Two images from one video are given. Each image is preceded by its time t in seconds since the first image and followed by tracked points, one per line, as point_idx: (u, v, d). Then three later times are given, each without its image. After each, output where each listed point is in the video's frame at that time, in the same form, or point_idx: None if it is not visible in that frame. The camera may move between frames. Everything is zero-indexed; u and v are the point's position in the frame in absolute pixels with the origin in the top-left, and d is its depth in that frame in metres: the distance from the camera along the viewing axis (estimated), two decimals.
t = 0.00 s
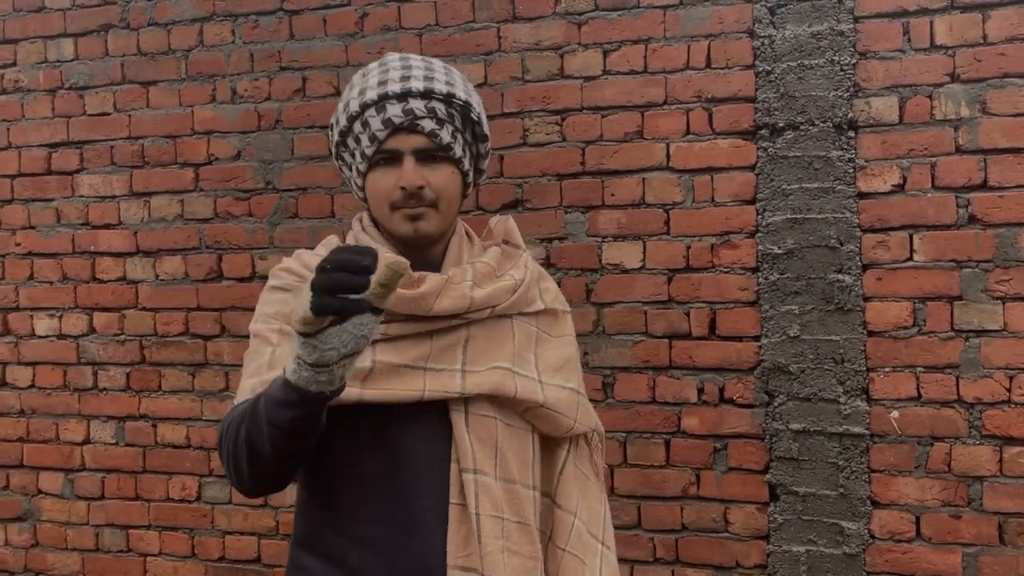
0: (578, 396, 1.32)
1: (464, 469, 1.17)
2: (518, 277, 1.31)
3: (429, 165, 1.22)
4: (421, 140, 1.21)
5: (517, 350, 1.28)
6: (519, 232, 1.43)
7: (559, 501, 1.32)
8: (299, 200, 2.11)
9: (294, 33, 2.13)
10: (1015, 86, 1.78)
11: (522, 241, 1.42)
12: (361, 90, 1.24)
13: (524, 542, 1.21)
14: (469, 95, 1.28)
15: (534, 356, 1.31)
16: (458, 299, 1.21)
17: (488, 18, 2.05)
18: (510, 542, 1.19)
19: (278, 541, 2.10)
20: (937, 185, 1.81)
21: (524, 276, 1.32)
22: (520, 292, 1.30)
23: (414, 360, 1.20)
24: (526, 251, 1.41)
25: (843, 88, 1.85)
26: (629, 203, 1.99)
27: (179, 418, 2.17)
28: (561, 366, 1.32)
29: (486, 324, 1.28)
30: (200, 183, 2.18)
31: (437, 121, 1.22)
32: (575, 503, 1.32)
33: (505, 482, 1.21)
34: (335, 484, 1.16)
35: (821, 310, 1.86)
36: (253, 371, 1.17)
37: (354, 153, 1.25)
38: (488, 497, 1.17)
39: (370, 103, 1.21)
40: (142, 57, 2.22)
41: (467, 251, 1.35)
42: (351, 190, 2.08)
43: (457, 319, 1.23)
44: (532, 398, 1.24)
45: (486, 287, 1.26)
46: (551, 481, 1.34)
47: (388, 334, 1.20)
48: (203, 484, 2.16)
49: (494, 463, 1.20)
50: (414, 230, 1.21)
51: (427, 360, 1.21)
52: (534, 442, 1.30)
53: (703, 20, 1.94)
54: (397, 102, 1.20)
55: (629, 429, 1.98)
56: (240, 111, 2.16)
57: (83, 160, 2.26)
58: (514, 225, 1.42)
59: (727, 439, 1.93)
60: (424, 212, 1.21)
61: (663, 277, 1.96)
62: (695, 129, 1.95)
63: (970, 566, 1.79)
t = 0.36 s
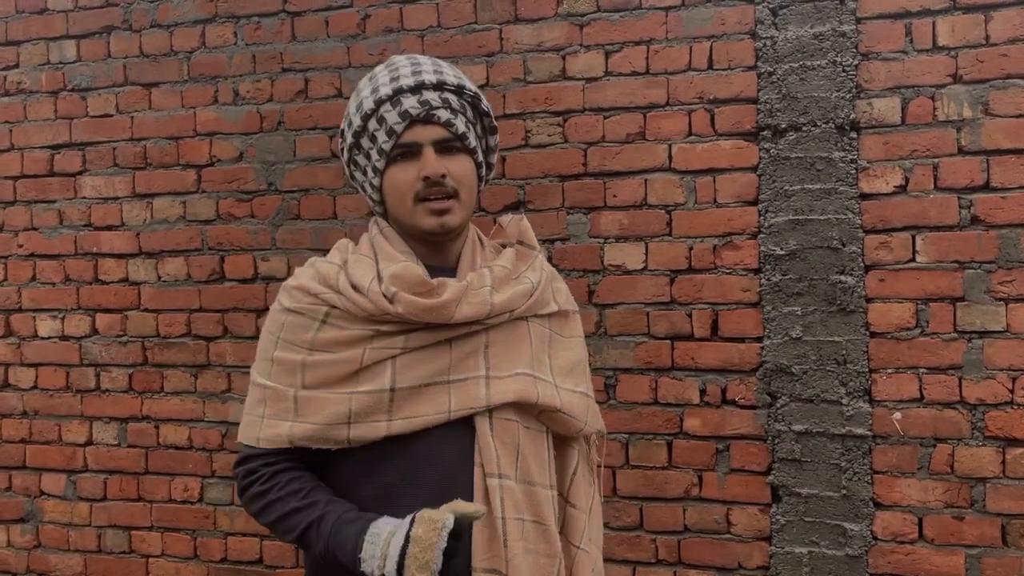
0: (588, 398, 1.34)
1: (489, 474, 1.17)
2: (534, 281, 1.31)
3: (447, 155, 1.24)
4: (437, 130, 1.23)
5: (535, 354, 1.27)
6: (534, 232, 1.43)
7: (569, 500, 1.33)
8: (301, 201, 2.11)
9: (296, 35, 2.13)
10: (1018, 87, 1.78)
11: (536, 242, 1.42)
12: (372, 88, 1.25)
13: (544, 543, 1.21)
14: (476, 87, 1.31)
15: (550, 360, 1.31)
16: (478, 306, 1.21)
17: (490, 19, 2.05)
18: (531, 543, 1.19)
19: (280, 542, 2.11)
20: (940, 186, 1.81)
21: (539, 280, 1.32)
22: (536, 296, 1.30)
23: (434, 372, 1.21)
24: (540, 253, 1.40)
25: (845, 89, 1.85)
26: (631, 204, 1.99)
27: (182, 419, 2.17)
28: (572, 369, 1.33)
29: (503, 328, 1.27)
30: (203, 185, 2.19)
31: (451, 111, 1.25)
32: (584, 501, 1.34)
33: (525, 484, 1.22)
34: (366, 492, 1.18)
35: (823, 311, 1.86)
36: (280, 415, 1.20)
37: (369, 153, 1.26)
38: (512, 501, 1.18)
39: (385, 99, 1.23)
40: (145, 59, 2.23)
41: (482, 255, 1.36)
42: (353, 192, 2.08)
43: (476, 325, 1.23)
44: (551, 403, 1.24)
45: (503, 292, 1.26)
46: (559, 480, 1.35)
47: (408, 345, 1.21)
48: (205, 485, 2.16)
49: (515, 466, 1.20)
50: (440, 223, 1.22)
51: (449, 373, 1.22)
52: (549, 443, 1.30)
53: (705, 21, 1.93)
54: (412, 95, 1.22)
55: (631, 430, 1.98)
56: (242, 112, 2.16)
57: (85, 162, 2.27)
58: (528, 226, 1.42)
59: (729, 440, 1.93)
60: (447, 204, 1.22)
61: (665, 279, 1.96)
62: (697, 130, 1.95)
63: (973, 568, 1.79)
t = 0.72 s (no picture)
0: (614, 389, 1.31)
1: (502, 465, 1.17)
2: (549, 275, 1.30)
3: (463, 157, 1.24)
4: (453, 132, 1.23)
5: (552, 347, 1.26)
6: (552, 228, 1.39)
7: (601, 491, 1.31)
8: (302, 202, 2.11)
9: (297, 35, 2.13)
10: (1020, 87, 1.77)
11: (554, 238, 1.38)
12: (390, 93, 1.26)
13: (561, 535, 1.20)
14: (492, 89, 1.31)
15: (569, 352, 1.29)
16: (491, 300, 1.21)
17: (491, 20, 2.05)
18: (547, 534, 1.19)
19: (280, 543, 2.11)
20: (941, 186, 1.81)
21: (556, 274, 1.31)
22: (552, 290, 1.28)
23: (450, 365, 1.21)
24: (558, 247, 1.38)
25: (846, 89, 1.85)
26: (632, 204, 1.98)
27: (183, 420, 2.17)
28: (594, 361, 1.31)
29: (519, 322, 1.26)
30: (204, 185, 2.18)
31: (466, 113, 1.25)
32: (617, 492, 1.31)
33: (542, 475, 1.21)
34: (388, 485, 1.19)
35: (824, 311, 1.86)
36: (302, 410, 1.22)
37: (388, 156, 1.27)
38: (527, 492, 1.17)
39: (402, 103, 1.24)
40: (146, 60, 2.23)
41: (500, 251, 1.35)
42: (354, 193, 2.08)
43: (489, 319, 1.23)
44: (568, 395, 1.22)
45: (517, 286, 1.25)
46: (589, 472, 1.33)
47: (423, 339, 1.21)
48: (205, 487, 2.16)
49: (531, 458, 1.20)
50: (455, 222, 1.22)
51: (464, 366, 1.22)
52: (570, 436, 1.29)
53: (706, 22, 1.93)
54: (427, 98, 1.23)
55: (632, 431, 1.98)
56: (243, 113, 2.16)
57: (86, 162, 2.27)
58: (546, 222, 1.38)
59: (731, 441, 1.93)
60: (463, 204, 1.22)
61: (666, 279, 1.96)
62: (698, 130, 1.94)
63: (975, 569, 1.78)
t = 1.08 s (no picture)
0: (614, 392, 1.31)
1: (507, 464, 1.17)
2: (555, 276, 1.30)
3: (472, 158, 1.24)
4: (463, 132, 1.23)
5: (557, 347, 1.27)
6: (556, 230, 1.40)
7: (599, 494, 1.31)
8: (303, 202, 2.11)
9: (297, 35, 2.13)
10: (1021, 86, 1.77)
11: (558, 239, 1.38)
12: (401, 91, 1.26)
13: (563, 534, 1.20)
14: (502, 90, 1.31)
15: (573, 353, 1.30)
16: (497, 299, 1.21)
17: (492, 19, 2.05)
18: (550, 534, 1.18)
19: (281, 544, 2.10)
20: (943, 185, 1.81)
21: (560, 276, 1.31)
22: (557, 290, 1.28)
23: (456, 364, 1.21)
24: (562, 249, 1.38)
25: (848, 88, 1.85)
26: (633, 204, 1.98)
27: (184, 420, 2.17)
28: (597, 363, 1.31)
29: (524, 322, 1.26)
30: (205, 185, 2.18)
31: (476, 113, 1.25)
32: (614, 494, 1.31)
33: (546, 475, 1.21)
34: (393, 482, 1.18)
35: (826, 311, 1.85)
36: (308, 409, 1.21)
37: (396, 154, 1.27)
38: (531, 491, 1.17)
39: (413, 101, 1.23)
40: (146, 60, 2.23)
41: (504, 252, 1.35)
42: (354, 192, 2.08)
43: (496, 318, 1.23)
44: (573, 395, 1.23)
45: (523, 286, 1.25)
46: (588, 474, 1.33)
47: (430, 338, 1.21)
48: (206, 487, 2.16)
49: (535, 457, 1.20)
50: (463, 223, 1.23)
51: (470, 365, 1.21)
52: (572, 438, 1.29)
53: (707, 21, 1.93)
54: (438, 97, 1.23)
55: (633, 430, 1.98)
56: (244, 113, 2.16)
57: (87, 162, 2.27)
58: (550, 224, 1.39)
59: (732, 441, 1.92)
60: (472, 205, 1.22)
61: (667, 278, 1.95)
62: (699, 129, 1.94)
63: (977, 568, 1.78)
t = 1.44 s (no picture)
0: (595, 400, 1.33)
1: (497, 472, 1.17)
2: (543, 281, 1.30)
3: (459, 154, 1.25)
4: (451, 128, 1.24)
5: (544, 353, 1.27)
6: (542, 232, 1.42)
7: (580, 501, 1.32)
8: (303, 202, 2.11)
9: (297, 35, 2.13)
10: (1022, 85, 1.77)
11: (544, 243, 1.40)
12: (388, 85, 1.25)
13: (552, 541, 1.21)
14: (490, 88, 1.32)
15: (558, 360, 1.31)
16: (488, 305, 1.21)
17: (493, 19, 2.05)
18: (539, 542, 1.19)
19: (282, 544, 2.10)
20: (943, 185, 1.81)
21: (548, 281, 1.32)
22: (545, 296, 1.29)
23: (445, 371, 1.21)
24: (548, 253, 1.39)
25: (848, 88, 1.85)
26: (634, 204, 1.98)
27: (185, 420, 2.17)
28: (579, 370, 1.33)
29: (513, 327, 1.26)
30: (205, 186, 2.18)
31: (465, 109, 1.25)
32: (593, 502, 1.32)
33: (535, 482, 1.21)
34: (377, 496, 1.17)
35: (827, 311, 1.85)
36: (288, 416, 1.20)
37: (382, 148, 1.26)
38: (520, 499, 1.18)
39: (401, 94, 1.23)
40: (146, 60, 2.23)
41: (490, 257, 1.36)
42: (354, 192, 2.08)
43: (485, 324, 1.23)
44: (559, 403, 1.24)
45: (513, 291, 1.25)
46: (569, 482, 1.34)
47: (418, 344, 1.21)
48: (207, 487, 2.16)
49: (523, 465, 1.20)
50: (450, 220, 1.22)
51: (459, 372, 1.21)
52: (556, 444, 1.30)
53: (707, 21, 1.93)
54: (427, 91, 1.23)
55: (634, 430, 1.98)
56: (244, 113, 2.16)
57: (88, 163, 2.27)
58: (536, 228, 1.41)
59: (733, 441, 1.92)
60: (459, 202, 1.22)
61: (668, 278, 1.95)
62: (699, 129, 1.94)
63: (978, 568, 1.78)
